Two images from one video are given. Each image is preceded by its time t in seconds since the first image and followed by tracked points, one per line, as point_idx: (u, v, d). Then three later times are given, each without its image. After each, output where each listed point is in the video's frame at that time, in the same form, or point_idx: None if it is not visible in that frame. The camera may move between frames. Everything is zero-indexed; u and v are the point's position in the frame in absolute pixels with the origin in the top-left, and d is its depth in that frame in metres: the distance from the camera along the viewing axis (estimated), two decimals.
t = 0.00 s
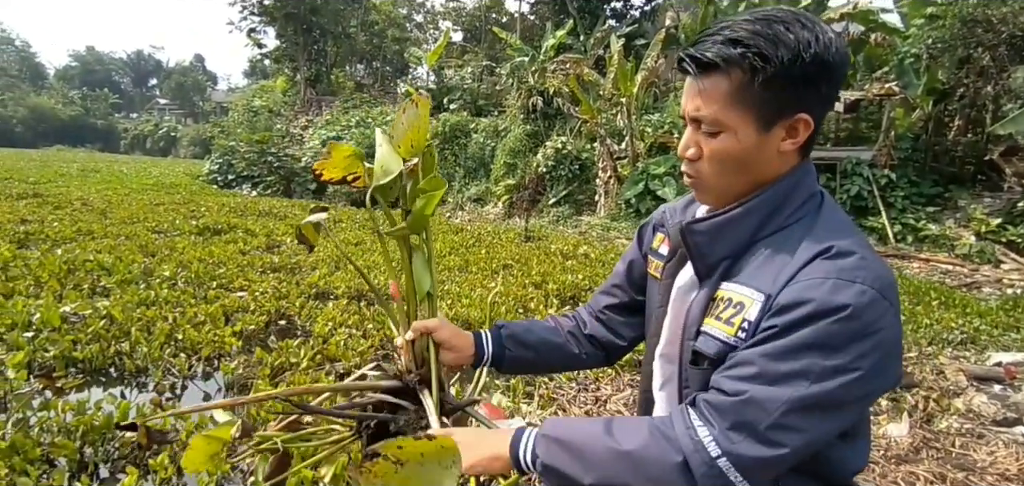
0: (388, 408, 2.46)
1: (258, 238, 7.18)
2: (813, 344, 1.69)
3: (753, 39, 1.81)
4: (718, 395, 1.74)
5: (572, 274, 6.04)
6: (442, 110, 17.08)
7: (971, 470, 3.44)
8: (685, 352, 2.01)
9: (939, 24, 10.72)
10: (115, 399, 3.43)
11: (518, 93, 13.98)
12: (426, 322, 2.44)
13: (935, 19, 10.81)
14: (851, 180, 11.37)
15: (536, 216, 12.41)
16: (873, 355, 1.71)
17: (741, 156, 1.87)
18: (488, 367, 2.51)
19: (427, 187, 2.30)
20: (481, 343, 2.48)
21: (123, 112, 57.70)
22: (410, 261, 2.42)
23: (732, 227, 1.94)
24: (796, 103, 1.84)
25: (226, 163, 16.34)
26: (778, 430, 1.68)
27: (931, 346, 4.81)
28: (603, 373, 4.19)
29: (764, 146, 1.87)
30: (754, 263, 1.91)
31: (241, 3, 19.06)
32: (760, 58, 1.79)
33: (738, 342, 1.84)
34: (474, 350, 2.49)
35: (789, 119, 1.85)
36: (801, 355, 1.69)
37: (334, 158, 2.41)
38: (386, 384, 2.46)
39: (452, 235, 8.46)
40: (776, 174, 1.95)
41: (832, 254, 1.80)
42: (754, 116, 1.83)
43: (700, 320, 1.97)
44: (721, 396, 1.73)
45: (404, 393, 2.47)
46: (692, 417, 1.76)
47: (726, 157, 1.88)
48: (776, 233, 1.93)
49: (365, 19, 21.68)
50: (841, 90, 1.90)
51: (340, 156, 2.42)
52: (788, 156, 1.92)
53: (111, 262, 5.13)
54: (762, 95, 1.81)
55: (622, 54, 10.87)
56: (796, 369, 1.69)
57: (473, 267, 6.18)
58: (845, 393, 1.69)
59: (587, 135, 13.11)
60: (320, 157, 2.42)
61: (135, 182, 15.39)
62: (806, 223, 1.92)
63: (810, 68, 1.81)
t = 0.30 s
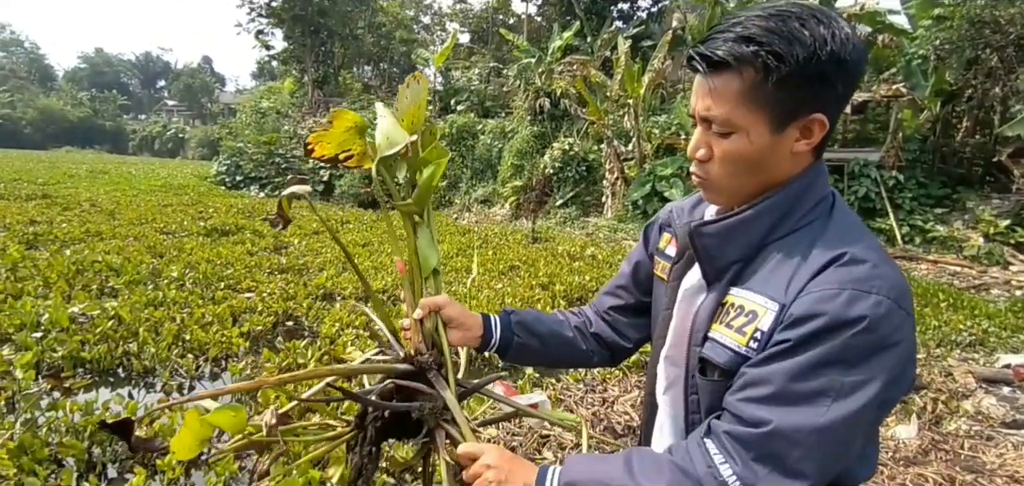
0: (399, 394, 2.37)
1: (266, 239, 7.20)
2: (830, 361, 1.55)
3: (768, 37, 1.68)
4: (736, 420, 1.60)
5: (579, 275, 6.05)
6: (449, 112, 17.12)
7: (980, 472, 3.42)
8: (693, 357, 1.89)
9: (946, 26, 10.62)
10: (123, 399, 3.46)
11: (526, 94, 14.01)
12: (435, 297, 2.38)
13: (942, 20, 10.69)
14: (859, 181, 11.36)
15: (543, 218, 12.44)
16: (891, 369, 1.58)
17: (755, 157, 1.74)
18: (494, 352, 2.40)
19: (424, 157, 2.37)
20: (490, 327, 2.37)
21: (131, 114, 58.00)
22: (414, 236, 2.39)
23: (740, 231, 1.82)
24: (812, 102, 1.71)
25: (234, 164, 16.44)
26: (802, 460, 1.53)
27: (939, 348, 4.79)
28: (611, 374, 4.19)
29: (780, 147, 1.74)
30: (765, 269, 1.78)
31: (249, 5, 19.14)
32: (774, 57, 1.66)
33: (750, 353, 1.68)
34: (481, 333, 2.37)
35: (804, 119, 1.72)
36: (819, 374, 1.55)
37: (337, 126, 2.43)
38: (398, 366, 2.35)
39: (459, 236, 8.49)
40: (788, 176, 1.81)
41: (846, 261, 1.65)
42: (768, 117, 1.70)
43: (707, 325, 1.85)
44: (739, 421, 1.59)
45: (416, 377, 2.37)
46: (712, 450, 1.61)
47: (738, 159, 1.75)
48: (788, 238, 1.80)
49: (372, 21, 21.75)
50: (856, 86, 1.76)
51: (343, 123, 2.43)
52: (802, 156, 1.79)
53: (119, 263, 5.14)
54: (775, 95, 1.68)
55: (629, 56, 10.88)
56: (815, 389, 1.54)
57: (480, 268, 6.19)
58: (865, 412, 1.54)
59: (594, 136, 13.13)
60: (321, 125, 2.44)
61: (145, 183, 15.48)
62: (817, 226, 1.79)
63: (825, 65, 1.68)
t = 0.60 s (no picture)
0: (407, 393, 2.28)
1: (273, 240, 7.21)
2: (851, 373, 1.50)
3: (771, 29, 1.66)
4: (753, 436, 1.55)
5: (586, 276, 6.04)
6: (456, 113, 17.11)
7: (988, 474, 3.41)
8: (701, 364, 1.84)
9: (953, 26, 10.59)
10: (130, 400, 3.46)
11: (532, 96, 14.02)
12: (432, 286, 2.34)
13: (949, 20, 10.66)
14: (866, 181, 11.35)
15: (550, 218, 12.45)
16: (916, 381, 1.53)
17: (762, 154, 1.71)
18: (491, 344, 2.39)
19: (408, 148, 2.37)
20: (489, 315, 2.37)
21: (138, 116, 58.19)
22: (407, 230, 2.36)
23: (753, 234, 1.77)
24: (824, 99, 1.67)
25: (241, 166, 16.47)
26: (822, 478, 1.48)
27: (947, 350, 4.77)
28: (619, 376, 4.18)
29: (789, 143, 1.70)
30: (779, 274, 1.74)
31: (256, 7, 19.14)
32: (778, 51, 1.64)
33: (765, 362, 1.64)
34: (481, 321, 2.38)
35: (812, 116, 1.68)
36: (840, 387, 1.50)
37: (317, 117, 2.29)
38: (404, 357, 2.27)
39: (465, 237, 8.49)
40: (798, 175, 1.77)
41: (867, 266, 1.60)
42: (776, 113, 1.67)
43: (717, 329, 1.80)
44: (757, 438, 1.54)
45: (422, 370, 2.30)
46: (726, 467, 1.56)
47: (745, 155, 1.72)
48: (803, 241, 1.75)
49: (378, 22, 21.76)
50: (874, 82, 1.72)
51: (324, 112, 2.29)
52: (814, 154, 1.75)
53: (127, 264, 5.14)
54: (780, 89, 1.66)
55: (636, 57, 10.87)
56: (836, 404, 1.49)
57: (486, 269, 6.18)
58: (888, 428, 1.50)
59: (601, 138, 13.12)
60: (299, 117, 2.29)
61: (152, 185, 15.53)
62: (833, 229, 1.75)
63: (837, 60, 1.64)
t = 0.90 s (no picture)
0: (403, 393, 2.27)
1: (282, 241, 7.24)
2: (862, 397, 1.41)
3: (798, 16, 1.61)
4: (757, 454, 1.49)
5: (594, 278, 6.05)
6: (464, 115, 17.16)
7: (1000, 478, 3.39)
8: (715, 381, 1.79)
9: (962, 28, 10.56)
10: (139, 401, 3.48)
11: (540, 98, 14.05)
12: (446, 288, 2.26)
13: (958, 22, 10.62)
14: (875, 183, 11.33)
15: (559, 220, 12.48)
16: (934, 408, 1.43)
17: (776, 148, 1.66)
18: (500, 346, 2.36)
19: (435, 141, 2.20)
20: (498, 319, 2.33)
21: (148, 122, 58.63)
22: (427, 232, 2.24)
23: (763, 245, 1.73)
24: (847, 95, 1.62)
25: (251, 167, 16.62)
26: None
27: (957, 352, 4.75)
28: (629, 378, 4.18)
29: (806, 141, 1.66)
30: (788, 290, 1.67)
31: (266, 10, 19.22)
32: (802, 38, 1.59)
33: (774, 382, 1.58)
34: (490, 325, 2.33)
35: (831, 113, 1.63)
36: (851, 410, 1.42)
37: (346, 98, 2.19)
38: (405, 358, 2.26)
39: (474, 239, 8.51)
40: (813, 181, 1.73)
41: (881, 286, 1.50)
42: (789, 106, 1.63)
43: (728, 345, 1.76)
44: (761, 457, 1.47)
45: (422, 370, 2.29)
46: (729, 480, 1.50)
47: (758, 151, 1.68)
48: (814, 255, 1.68)
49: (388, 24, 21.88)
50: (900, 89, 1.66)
51: (352, 94, 2.19)
52: (830, 155, 1.70)
53: (137, 265, 5.16)
54: (801, 79, 1.61)
55: (644, 58, 10.90)
56: (845, 427, 1.41)
57: (495, 270, 6.18)
58: (903, 458, 1.40)
59: (609, 139, 13.14)
60: (328, 94, 2.19)
61: (162, 186, 15.60)
62: (846, 242, 1.67)
63: (868, 53, 1.57)
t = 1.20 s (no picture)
0: (399, 411, 2.25)
1: (291, 242, 7.27)
2: (853, 390, 1.41)
3: (769, 17, 1.64)
4: (754, 448, 1.47)
5: (603, 279, 6.04)
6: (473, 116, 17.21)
7: (1012, 481, 3.37)
8: (707, 381, 1.76)
9: (970, 29, 10.65)
10: (147, 402, 3.49)
11: (549, 99, 14.07)
12: (439, 303, 2.22)
13: (967, 23, 10.82)
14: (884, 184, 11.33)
15: (567, 222, 12.53)
16: (923, 397, 1.42)
17: (737, 140, 1.71)
18: (495, 360, 2.36)
19: (437, 155, 2.12)
20: (494, 333, 2.33)
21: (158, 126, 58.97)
22: (423, 242, 2.12)
23: (751, 245, 1.70)
24: (806, 91, 1.61)
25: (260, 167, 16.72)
26: None
27: (968, 354, 4.72)
28: (637, 379, 4.17)
29: (763, 137, 1.68)
30: (779, 287, 1.66)
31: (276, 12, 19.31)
32: (765, 37, 1.63)
33: (769, 379, 1.56)
34: (485, 341, 2.32)
35: (788, 111, 1.64)
36: (842, 402, 1.41)
37: (349, 110, 2.16)
38: (401, 377, 2.22)
39: (482, 239, 8.53)
40: (790, 177, 1.74)
41: (869, 282, 1.49)
42: (754, 101, 1.67)
43: (720, 345, 1.72)
44: (758, 450, 1.46)
45: (417, 389, 2.25)
46: (726, 472, 1.49)
47: (726, 141, 1.73)
48: (803, 252, 1.67)
49: (398, 27, 22.03)
50: (887, 94, 1.62)
51: (355, 107, 2.16)
52: (798, 154, 1.70)
53: (146, 265, 5.19)
54: (763, 75, 1.65)
55: (652, 59, 10.90)
56: (836, 418, 1.41)
57: (503, 272, 6.18)
58: (892, 447, 1.40)
59: (617, 140, 13.17)
60: (332, 106, 2.16)
61: (172, 186, 15.65)
62: (833, 238, 1.67)
63: (822, 57, 1.57)
